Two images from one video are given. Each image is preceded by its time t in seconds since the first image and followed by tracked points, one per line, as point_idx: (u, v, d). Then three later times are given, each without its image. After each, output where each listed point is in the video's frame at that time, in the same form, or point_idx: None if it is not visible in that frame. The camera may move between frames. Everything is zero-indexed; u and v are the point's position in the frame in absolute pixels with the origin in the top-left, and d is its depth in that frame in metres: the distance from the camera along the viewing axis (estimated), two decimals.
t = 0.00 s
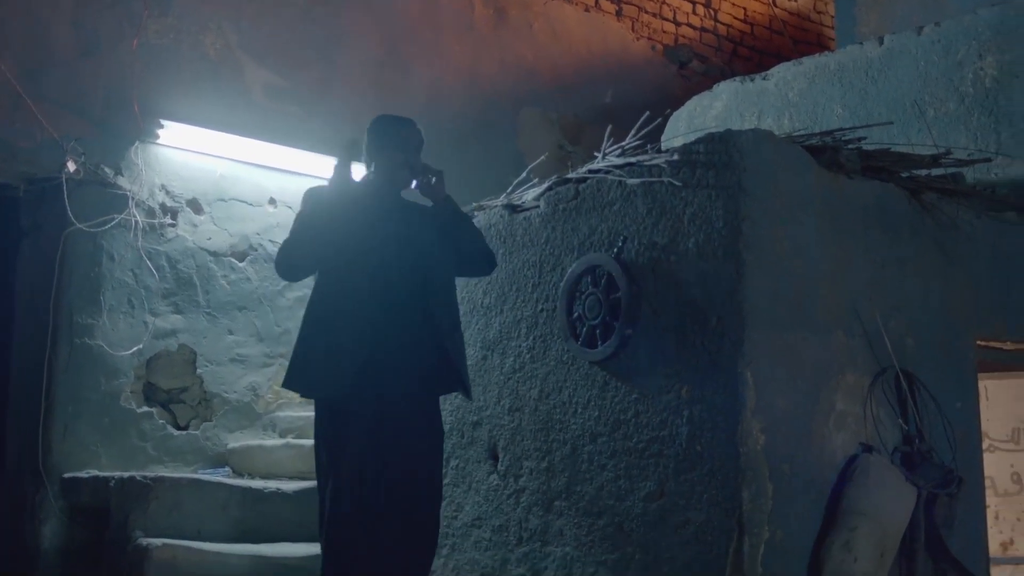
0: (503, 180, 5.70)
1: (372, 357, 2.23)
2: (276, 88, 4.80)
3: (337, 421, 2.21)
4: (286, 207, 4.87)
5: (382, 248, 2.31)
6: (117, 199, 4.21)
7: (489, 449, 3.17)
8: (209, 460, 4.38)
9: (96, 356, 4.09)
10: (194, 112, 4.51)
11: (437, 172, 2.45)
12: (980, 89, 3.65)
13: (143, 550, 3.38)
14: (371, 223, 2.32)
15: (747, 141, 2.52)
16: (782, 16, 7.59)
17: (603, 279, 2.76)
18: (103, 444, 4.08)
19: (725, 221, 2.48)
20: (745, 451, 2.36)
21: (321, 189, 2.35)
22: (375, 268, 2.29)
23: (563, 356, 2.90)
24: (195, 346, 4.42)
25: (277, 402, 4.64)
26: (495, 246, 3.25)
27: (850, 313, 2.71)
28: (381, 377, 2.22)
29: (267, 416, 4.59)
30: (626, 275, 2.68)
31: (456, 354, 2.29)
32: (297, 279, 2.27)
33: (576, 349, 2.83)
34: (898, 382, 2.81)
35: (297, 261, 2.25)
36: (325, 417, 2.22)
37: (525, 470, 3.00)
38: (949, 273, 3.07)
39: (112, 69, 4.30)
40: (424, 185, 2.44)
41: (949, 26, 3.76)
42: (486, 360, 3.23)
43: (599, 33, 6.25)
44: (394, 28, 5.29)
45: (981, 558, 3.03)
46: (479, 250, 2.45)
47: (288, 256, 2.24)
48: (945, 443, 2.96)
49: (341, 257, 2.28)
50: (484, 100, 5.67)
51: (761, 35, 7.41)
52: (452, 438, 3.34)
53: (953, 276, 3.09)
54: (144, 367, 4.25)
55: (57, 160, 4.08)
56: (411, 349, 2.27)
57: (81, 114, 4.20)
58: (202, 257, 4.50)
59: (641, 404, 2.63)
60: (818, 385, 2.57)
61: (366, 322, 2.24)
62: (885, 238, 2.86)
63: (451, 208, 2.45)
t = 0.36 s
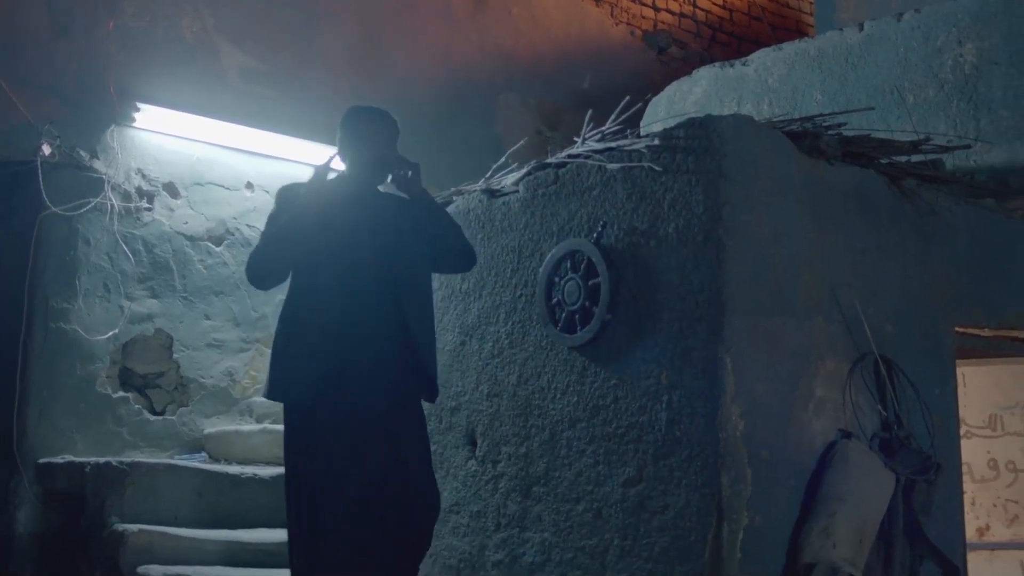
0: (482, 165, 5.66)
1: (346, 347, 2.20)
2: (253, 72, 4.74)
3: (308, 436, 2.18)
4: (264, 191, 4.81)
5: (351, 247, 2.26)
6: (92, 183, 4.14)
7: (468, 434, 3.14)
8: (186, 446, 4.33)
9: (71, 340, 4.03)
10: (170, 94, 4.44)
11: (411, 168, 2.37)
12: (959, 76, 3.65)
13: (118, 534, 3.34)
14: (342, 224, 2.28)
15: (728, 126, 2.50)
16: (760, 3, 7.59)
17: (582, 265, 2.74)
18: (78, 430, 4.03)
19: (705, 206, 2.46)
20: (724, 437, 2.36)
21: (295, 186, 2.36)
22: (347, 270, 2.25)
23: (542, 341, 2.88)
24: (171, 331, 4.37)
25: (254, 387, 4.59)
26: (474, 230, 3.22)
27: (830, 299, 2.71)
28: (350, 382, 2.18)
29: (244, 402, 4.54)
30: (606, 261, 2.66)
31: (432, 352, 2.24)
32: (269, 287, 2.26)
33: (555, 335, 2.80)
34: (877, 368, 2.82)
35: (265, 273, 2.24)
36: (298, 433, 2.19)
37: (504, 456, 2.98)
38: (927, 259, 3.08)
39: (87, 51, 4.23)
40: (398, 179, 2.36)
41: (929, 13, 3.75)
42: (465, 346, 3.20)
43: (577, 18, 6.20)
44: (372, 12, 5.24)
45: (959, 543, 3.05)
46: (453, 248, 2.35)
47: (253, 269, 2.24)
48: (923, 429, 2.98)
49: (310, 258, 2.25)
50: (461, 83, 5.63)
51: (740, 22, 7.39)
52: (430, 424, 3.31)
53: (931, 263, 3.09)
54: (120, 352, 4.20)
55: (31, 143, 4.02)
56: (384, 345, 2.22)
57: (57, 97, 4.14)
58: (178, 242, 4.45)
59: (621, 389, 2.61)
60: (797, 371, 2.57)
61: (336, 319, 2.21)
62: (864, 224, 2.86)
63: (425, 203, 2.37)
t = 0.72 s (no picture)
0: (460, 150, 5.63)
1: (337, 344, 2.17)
2: (230, 55, 4.68)
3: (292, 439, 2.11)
4: (239, 175, 4.75)
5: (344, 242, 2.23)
6: (66, 168, 4.10)
7: (444, 421, 3.11)
8: (161, 432, 4.28)
9: (46, 326, 3.96)
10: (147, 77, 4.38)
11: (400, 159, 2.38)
12: (938, 63, 3.65)
13: (93, 521, 3.31)
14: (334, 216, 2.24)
15: (707, 112, 2.49)
16: None
17: (560, 251, 2.72)
18: (51, 416, 3.97)
19: (683, 192, 2.45)
20: (702, 424, 2.36)
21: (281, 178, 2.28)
22: (338, 266, 2.21)
23: (520, 327, 2.87)
24: (146, 316, 4.31)
25: (231, 373, 4.54)
26: (451, 216, 3.19)
27: (808, 286, 2.71)
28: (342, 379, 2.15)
29: (220, 388, 4.50)
30: (584, 247, 2.64)
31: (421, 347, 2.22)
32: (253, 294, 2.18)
33: (532, 321, 2.79)
34: (855, 355, 2.83)
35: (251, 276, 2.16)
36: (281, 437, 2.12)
37: (481, 443, 2.96)
38: (904, 246, 3.09)
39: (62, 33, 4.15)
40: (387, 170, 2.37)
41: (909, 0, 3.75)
42: (442, 332, 3.18)
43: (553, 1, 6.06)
44: None
45: (934, 528, 3.07)
46: (447, 243, 2.36)
47: (240, 278, 2.15)
48: (900, 415, 2.99)
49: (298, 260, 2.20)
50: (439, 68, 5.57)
51: (718, 8, 7.34)
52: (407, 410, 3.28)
53: (908, 249, 3.11)
54: (96, 338, 4.14)
55: (4, 126, 3.92)
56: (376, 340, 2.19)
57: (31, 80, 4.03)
58: (154, 226, 4.38)
59: (599, 376, 2.60)
60: (775, 357, 2.57)
61: (330, 317, 2.17)
62: (843, 210, 2.86)
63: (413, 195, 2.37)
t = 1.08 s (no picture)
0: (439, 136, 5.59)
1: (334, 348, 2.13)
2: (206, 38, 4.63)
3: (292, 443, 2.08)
4: (216, 159, 4.70)
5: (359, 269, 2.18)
6: (42, 151, 4.03)
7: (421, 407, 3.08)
8: (137, 418, 4.23)
9: (20, 312, 3.91)
10: (122, 60, 4.31)
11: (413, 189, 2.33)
12: (917, 50, 3.64)
13: (68, 508, 3.25)
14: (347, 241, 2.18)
15: (686, 98, 2.48)
16: None
17: (539, 236, 2.71)
18: (25, 402, 3.92)
19: (663, 178, 2.44)
20: (682, 410, 2.35)
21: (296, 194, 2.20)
22: (342, 281, 2.15)
23: (498, 313, 2.85)
24: (122, 302, 4.25)
25: (207, 358, 4.50)
26: (428, 201, 3.15)
27: (787, 272, 2.71)
28: (345, 384, 2.10)
29: (196, 373, 4.46)
30: (563, 233, 2.62)
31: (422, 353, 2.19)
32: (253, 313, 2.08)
33: (511, 307, 2.77)
34: (834, 342, 2.83)
35: (253, 294, 2.08)
36: (282, 442, 2.09)
37: (459, 429, 2.93)
38: (882, 233, 3.10)
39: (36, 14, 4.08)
40: (400, 199, 2.29)
41: None
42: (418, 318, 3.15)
43: None
44: None
45: (910, 513, 3.09)
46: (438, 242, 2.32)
47: (244, 296, 2.08)
48: (878, 402, 3.00)
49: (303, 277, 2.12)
50: (415, 53, 5.50)
51: None
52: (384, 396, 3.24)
53: (886, 238, 3.12)
54: (71, 323, 4.09)
55: None
56: (378, 342, 2.16)
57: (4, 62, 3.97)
58: (130, 211, 4.32)
59: (577, 362, 2.60)
60: (754, 344, 2.57)
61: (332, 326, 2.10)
62: (822, 196, 2.87)
63: (422, 225, 2.37)
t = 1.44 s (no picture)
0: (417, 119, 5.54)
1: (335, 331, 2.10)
2: (179, 20, 4.56)
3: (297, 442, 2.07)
4: (192, 143, 4.61)
5: (361, 249, 2.16)
6: (16, 134, 3.96)
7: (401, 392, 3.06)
8: (112, 403, 4.18)
9: None
10: (98, 42, 4.26)
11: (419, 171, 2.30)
12: (896, 36, 3.61)
13: (42, 493, 3.14)
14: (350, 219, 2.16)
15: (667, 83, 2.46)
16: None
17: (519, 221, 2.69)
18: None
19: (643, 162, 2.43)
20: (662, 395, 2.34)
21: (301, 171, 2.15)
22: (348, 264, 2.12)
23: (477, 298, 2.83)
24: (97, 287, 4.19)
25: (183, 343, 4.45)
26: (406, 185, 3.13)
27: (766, 257, 2.70)
28: (348, 373, 2.09)
29: (172, 358, 4.40)
30: (543, 218, 2.61)
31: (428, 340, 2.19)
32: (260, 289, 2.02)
33: (490, 292, 2.75)
34: (814, 328, 2.83)
35: (260, 270, 2.02)
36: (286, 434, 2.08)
37: (438, 414, 2.91)
38: (861, 218, 3.11)
39: None
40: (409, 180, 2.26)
41: None
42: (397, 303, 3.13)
43: None
44: None
45: (888, 497, 3.11)
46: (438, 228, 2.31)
47: (251, 272, 2.01)
48: (857, 388, 3.01)
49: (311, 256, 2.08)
50: (392, 37, 5.54)
51: None
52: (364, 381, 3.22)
53: (865, 223, 3.12)
54: (46, 307, 4.03)
55: None
56: (385, 330, 2.15)
57: None
58: (105, 194, 4.26)
59: (556, 347, 2.58)
60: (733, 329, 2.56)
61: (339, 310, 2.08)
62: (802, 181, 2.86)
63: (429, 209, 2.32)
